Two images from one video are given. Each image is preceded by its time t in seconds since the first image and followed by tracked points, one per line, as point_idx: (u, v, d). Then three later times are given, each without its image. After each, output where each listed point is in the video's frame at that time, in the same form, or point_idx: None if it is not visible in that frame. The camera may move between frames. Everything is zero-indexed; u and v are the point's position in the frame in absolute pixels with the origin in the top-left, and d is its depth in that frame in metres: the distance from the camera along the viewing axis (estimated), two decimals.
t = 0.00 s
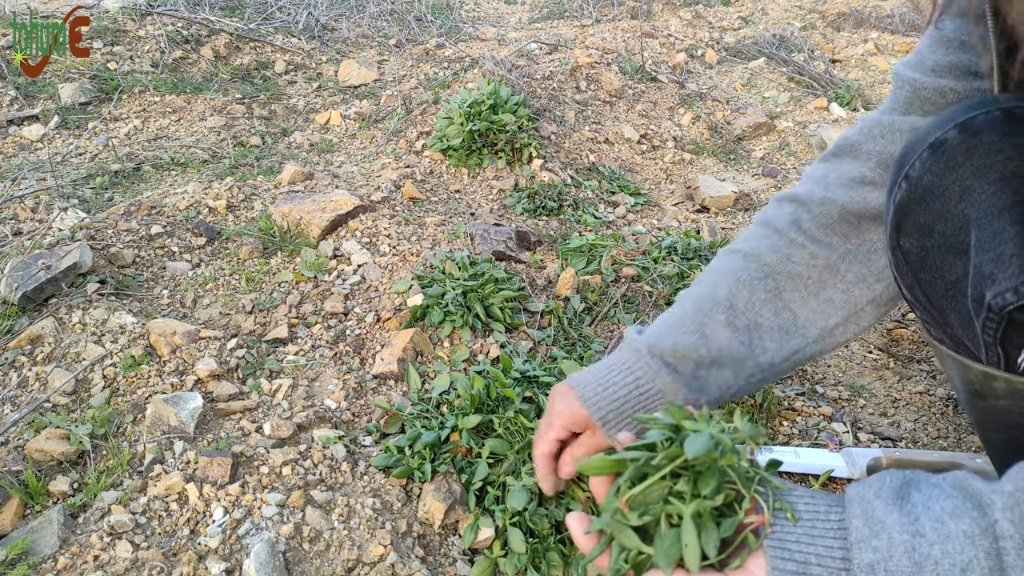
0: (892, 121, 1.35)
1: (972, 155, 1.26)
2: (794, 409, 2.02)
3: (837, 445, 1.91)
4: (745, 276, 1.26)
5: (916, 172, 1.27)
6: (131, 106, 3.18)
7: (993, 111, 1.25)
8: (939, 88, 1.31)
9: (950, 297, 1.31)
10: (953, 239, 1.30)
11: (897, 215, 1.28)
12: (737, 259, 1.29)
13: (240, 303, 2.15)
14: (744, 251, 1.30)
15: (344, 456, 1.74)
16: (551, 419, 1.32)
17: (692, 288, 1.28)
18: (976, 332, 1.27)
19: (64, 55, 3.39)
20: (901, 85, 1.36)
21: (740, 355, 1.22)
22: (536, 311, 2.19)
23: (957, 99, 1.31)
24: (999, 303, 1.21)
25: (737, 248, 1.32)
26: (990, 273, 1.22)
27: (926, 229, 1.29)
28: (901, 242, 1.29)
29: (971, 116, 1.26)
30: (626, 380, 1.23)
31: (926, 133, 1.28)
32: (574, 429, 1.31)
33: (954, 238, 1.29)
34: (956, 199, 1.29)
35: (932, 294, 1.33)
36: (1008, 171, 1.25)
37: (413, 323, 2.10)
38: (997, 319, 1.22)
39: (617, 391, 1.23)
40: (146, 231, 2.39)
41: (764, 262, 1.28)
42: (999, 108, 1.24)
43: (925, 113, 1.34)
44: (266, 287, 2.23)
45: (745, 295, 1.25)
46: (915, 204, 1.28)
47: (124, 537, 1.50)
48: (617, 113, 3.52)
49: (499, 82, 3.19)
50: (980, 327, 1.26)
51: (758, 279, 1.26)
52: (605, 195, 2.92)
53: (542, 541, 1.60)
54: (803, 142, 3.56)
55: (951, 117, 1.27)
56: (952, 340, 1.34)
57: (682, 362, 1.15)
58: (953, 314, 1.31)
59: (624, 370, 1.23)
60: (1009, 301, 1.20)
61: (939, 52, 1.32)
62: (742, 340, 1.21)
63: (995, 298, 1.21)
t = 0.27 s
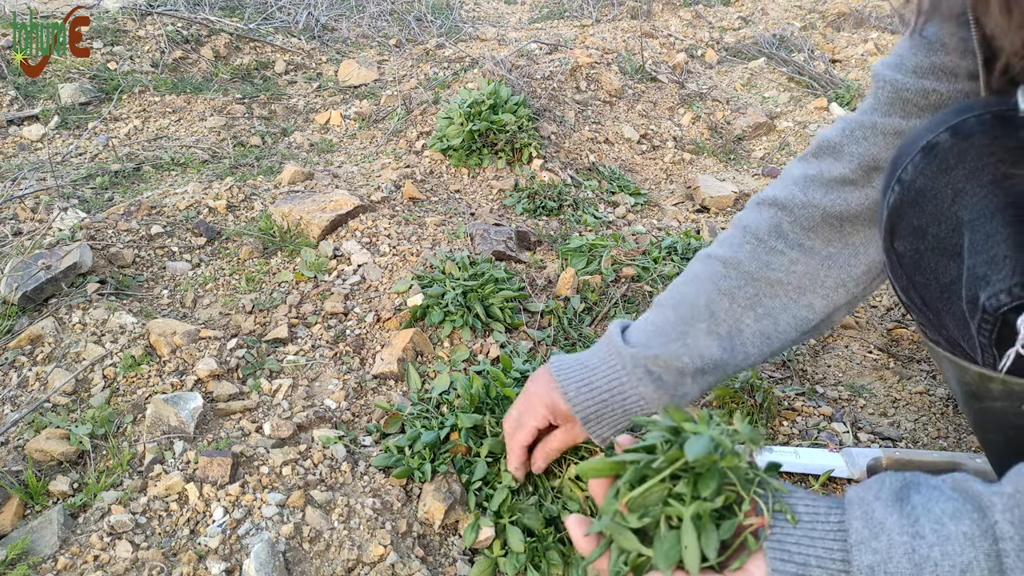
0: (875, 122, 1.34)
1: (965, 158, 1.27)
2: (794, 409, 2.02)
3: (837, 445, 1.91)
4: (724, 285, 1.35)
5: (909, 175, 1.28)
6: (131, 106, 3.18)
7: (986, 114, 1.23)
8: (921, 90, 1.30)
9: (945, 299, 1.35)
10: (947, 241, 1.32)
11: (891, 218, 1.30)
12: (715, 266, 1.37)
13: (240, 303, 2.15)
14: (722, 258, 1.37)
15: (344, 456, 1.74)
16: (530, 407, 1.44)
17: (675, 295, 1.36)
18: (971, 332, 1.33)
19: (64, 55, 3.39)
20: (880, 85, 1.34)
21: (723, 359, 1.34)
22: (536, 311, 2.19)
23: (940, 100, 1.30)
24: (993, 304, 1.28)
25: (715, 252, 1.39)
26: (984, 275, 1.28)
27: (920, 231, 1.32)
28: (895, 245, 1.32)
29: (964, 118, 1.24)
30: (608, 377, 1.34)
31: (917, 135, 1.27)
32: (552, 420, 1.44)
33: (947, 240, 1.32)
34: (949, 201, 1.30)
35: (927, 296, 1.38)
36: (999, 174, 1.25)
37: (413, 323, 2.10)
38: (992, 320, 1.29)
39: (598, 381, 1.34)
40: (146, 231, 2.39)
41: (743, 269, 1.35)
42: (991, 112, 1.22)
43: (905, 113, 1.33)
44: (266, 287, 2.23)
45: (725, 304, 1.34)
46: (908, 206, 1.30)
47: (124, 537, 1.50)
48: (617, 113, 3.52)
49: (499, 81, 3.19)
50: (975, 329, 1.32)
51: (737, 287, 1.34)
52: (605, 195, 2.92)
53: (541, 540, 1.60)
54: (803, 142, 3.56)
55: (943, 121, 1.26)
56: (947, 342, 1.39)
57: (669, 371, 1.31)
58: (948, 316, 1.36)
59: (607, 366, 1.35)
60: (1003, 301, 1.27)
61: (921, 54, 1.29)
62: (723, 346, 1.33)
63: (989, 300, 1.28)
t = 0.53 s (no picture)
0: (871, 118, 1.34)
1: (967, 158, 1.33)
2: (794, 409, 2.02)
3: (837, 445, 1.91)
4: (722, 283, 1.37)
5: (911, 174, 1.32)
6: (131, 106, 3.18)
7: (987, 113, 1.26)
8: (918, 87, 1.30)
9: (946, 298, 1.42)
10: (949, 240, 1.39)
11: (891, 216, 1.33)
12: (714, 264, 1.38)
13: (240, 303, 2.15)
14: (721, 255, 1.38)
15: (344, 456, 1.74)
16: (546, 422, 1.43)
17: (673, 290, 1.38)
18: (971, 329, 1.39)
19: (64, 55, 3.39)
20: (877, 81, 1.34)
21: (722, 355, 1.38)
22: (536, 311, 2.19)
23: (935, 97, 1.30)
24: (994, 303, 1.34)
25: (712, 248, 1.40)
26: (985, 274, 1.34)
27: (921, 230, 1.38)
28: (898, 244, 1.37)
29: (965, 119, 1.28)
30: (612, 374, 1.36)
31: (921, 134, 1.31)
32: (569, 429, 1.43)
33: (949, 239, 1.39)
34: (951, 201, 1.37)
35: (929, 295, 1.44)
36: (998, 174, 1.33)
37: (413, 323, 2.10)
38: (994, 318, 1.35)
39: (602, 378, 1.36)
40: (146, 231, 2.39)
41: (741, 267, 1.37)
42: (993, 112, 1.26)
43: (901, 109, 1.33)
44: (266, 287, 2.23)
45: (724, 302, 1.37)
46: (911, 205, 1.35)
47: (124, 537, 1.50)
48: (617, 113, 3.52)
49: (499, 81, 3.19)
50: (977, 327, 1.38)
51: (735, 284, 1.37)
52: (605, 195, 2.92)
53: (542, 541, 1.61)
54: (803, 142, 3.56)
55: (945, 120, 1.29)
56: (949, 341, 1.45)
57: (671, 370, 1.35)
58: (949, 314, 1.42)
59: (609, 364, 1.36)
60: (1004, 301, 1.33)
61: (918, 50, 1.28)
62: (721, 341, 1.37)
63: (991, 299, 1.34)
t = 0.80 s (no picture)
0: (864, 113, 1.33)
1: (966, 157, 1.35)
2: (794, 409, 2.02)
3: (837, 445, 1.91)
4: (715, 280, 1.36)
5: (910, 173, 1.33)
6: (131, 106, 3.18)
7: (987, 112, 1.29)
8: (913, 82, 1.29)
9: (945, 297, 1.42)
10: (949, 239, 1.41)
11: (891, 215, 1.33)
12: (706, 261, 1.37)
13: (240, 303, 2.15)
14: (714, 252, 1.37)
15: (344, 456, 1.74)
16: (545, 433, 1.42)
17: (666, 289, 1.37)
18: (971, 328, 1.42)
19: (64, 55, 3.39)
20: (871, 75, 1.32)
21: (715, 352, 1.37)
22: (536, 311, 2.19)
23: (930, 92, 1.29)
24: (994, 301, 1.41)
25: (704, 244, 1.39)
26: (985, 273, 1.41)
27: (921, 229, 1.39)
28: (897, 242, 1.35)
29: (966, 117, 1.29)
30: (604, 381, 1.34)
31: (920, 134, 1.31)
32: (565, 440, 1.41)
33: (949, 238, 1.41)
34: (951, 199, 1.39)
35: (929, 294, 1.43)
36: (998, 174, 1.36)
37: (413, 323, 2.10)
38: (994, 316, 1.41)
39: (595, 387, 1.34)
40: (146, 231, 2.39)
41: (734, 264, 1.36)
42: (993, 110, 1.28)
43: (895, 104, 1.32)
44: (266, 287, 2.23)
45: (717, 298, 1.36)
46: (910, 204, 1.35)
47: (124, 537, 1.50)
48: (617, 113, 3.52)
49: (499, 81, 3.19)
50: (976, 326, 1.43)
51: (728, 281, 1.36)
52: (605, 195, 2.92)
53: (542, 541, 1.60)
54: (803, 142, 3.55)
55: (944, 119, 1.30)
56: (949, 341, 1.41)
57: (665, 372, 1.34)
58: (949, 313, 1.42)
59: (601, 370, 1.34)
60: (1003, 299, 1.40)
61: (913, 45, 1.28)
62: (714, 339, 1.36)
63: (991, 298, 1.41)
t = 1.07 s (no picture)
0: (851, 97, 1.34)
1: (964, 157, 1.35)
2: (794, 409, 2.02)
3: (837, 446, 1.91)
4: (706, 257, 1.37)
5: (908, 173, 1.34)
6: (131, 106, 3.19)
7: (984, 112, 1.28)
8: (898, 70, 1.30)
9: (944, 297, 1.43)
10: (947, 239, 1.41)
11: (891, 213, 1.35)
12: (697, 238, 1.38)
13: (240, 303, 2.15)
14: (704, 231, 1.38)
15: (344, 456, 1.74)
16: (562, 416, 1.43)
17: (660, 265, 1.38)
18: (970, 327, 1.42)
19: (64, 55, 3.39)
20: (858, 60, 1.34)
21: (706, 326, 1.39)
22: (536, 311, 2.19)
23: (915, 82, 1.31)
24: (992, 301, 1.40)
25: (694, 222, 1.40)
26: (984, 272, 1.40)
27: (920, 229, 1.40)
28: (896, 242, 1.40)
29: (964, 117, 1.30)
30: (609, 351, 1.36)
31: (919, 133, 1.33)
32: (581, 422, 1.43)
33: (947, 238, 1.41)
34: (949, 199, 1.39)
35: (928, 294, 1.45)
36: (996, 173, 1.35)
37: (413, 323, 2.10)
38: (992, 316, 1.40)
39: (601, 357, 1.36)
40: (146, 231, 2.39)
41: (723, 241, 1.38)
42: (990, 110, 1.27)
43: (881, 90, 1.33)
44: (266, 287, 2.23)
45: (708, 273, 1.38)
46: (908, 204, 1.37)
47: (124, 537, 1.50)
48: (617, 113, 3.52)
49: (499, 82, 3.20)
50: (975, 326, 1.43)
51: (718, 258, 1.38)
52: (605, 195, 2.92)
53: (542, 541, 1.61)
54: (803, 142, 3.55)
55: (942, 118, 1.31)
56: (948, 340, 1.44)
57: (662, 343, 1.37)
58: (948, 313, 1.44)
59: (604, 340, 1.36)
60: (1002, 298, 1.39)
61: (901, 34, 1.29)
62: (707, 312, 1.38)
63: (989, 297, 1.40)
